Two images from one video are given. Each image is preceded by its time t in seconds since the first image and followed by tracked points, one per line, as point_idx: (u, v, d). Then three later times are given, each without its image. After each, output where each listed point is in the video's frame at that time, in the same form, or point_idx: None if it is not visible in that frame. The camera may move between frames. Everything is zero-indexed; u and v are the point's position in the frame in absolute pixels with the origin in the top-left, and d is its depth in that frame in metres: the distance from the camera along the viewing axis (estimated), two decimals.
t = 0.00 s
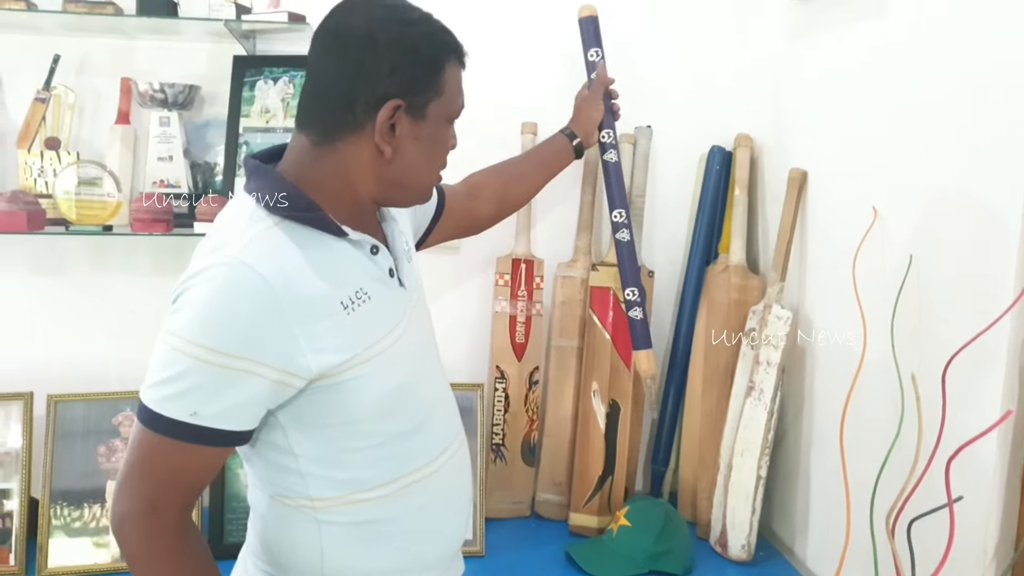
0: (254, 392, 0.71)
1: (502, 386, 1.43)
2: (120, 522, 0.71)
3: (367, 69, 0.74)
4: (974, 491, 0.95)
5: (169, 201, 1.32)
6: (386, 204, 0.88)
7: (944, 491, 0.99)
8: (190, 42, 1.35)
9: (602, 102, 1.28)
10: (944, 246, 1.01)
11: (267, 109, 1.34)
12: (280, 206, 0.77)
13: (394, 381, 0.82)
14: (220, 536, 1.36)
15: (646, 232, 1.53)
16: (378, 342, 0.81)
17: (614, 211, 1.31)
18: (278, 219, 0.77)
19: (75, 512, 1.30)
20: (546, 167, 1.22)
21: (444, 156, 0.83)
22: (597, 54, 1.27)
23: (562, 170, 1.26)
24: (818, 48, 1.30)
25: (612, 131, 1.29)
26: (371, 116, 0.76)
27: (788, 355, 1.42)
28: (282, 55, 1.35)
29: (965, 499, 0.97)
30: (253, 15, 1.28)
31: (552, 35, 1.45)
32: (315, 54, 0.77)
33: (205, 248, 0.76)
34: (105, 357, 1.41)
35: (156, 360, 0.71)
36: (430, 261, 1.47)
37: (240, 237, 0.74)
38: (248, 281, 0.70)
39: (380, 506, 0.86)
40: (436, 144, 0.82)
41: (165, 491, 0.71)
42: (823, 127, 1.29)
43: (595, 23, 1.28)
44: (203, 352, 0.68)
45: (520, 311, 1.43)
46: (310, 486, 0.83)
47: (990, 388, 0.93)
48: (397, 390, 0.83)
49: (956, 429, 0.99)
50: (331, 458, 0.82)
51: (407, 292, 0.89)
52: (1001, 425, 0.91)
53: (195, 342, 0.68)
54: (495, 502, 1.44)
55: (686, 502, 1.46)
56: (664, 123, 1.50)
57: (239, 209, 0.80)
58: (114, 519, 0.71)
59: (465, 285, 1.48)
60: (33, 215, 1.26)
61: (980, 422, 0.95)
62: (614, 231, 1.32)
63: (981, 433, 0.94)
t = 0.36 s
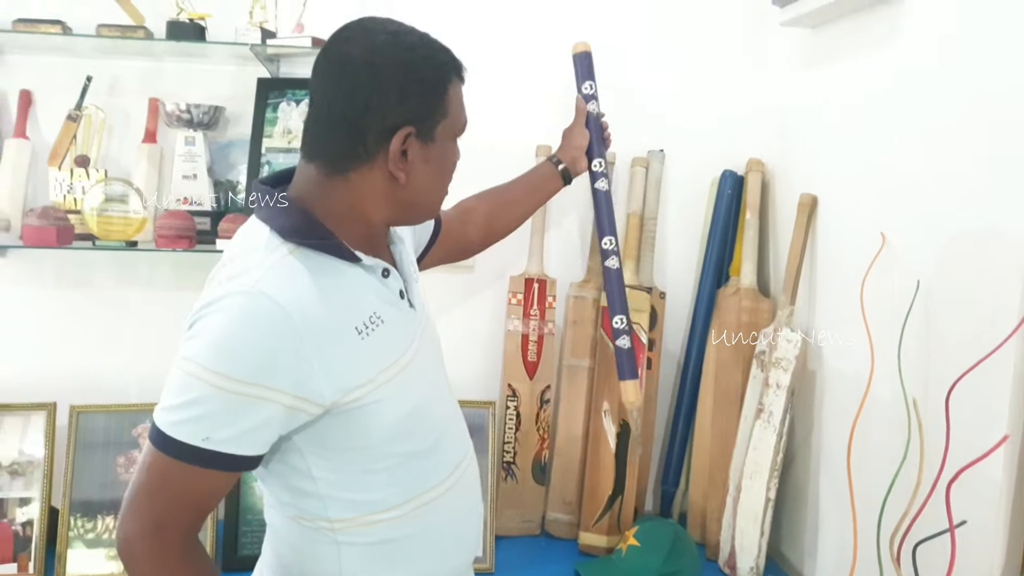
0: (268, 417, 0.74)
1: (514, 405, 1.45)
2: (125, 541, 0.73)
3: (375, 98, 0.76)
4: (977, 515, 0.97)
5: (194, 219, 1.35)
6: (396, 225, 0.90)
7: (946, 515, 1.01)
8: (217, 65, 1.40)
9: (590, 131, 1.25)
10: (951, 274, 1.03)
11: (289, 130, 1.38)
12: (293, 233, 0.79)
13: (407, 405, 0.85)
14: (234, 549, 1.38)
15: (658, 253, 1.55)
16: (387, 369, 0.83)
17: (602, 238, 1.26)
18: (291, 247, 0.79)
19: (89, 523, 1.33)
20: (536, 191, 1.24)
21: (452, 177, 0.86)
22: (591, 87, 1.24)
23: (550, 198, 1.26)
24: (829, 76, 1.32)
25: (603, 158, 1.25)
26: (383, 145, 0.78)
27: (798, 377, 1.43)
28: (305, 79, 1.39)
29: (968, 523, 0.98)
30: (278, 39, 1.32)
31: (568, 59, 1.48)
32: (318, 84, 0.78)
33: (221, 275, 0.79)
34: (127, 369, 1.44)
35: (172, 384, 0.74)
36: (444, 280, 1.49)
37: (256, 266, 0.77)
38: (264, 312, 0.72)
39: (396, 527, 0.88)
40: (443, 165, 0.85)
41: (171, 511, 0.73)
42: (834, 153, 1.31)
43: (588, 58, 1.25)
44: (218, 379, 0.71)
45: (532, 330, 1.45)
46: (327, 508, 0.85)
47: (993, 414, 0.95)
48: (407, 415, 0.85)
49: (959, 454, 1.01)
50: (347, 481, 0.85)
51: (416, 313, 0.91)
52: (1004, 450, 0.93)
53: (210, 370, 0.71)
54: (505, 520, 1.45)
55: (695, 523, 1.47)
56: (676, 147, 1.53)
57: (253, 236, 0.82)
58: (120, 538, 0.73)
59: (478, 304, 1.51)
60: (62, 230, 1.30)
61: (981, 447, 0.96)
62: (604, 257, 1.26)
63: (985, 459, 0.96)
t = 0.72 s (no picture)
0: (276, 442, 0.74)
1: (518, 423, 1.46)
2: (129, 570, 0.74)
3: (375, 121, 0.77)
4: (970, 529, 0.98)
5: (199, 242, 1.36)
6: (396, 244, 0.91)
7: (940, 529, 1.03)
8: (222, 90, 1.42)
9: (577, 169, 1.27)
10: (945, 292, 1.05)
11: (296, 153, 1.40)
12: (298, 260, 0.79)
13: (414, 428, 0.85)
14: (241, 570, 1.39)
15: (659, 273, 1.57)
16: (395, 392, 0.83)
17: (580, 276, 1.30)
18: (296, 273, 0.79)
19: (94, 547, 1.33)
20: (522, 225, 1.26)
21: (451, 192, 0.88)
22: (586, 125, 1.24)
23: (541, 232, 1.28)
24: (824, 98, 1.35)
25: (591, 199, 1.26)
26: (386, 166, 0.80)
27: (798, 394, 1.44)
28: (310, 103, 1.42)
29: (962, 535, 1.00)
30: (284, 64, 1.34)
31: (569, 82, 1.51)
32: (314, 112, 0.78)
33: (226, 301, 0.79)
34: (133, 391, 1.45)
35: (178, 411, 0.74)
36: (448, 300, 1.51)
37: (262, 292, 0.77)
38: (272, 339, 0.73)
39: (403, 547, 0.89)
40: (442, 180, 0.87)
41: (174, 541, 0.73)
42: (830, 173, 1.34)
43: (590, 95, 1.25)
44: (225, 406, 0.71)
45: (536, 349, 1.46)
46: (335, 530, 0.86)
47: (984, 428, 0.97)
48: (415, 437, 0.86)
49: (950, 466, 1.02)
50: (354, 503, 0.85)
51: (419, 335, 0.92)
52: (995, 465, 0.95)
53: (218, 397, 0.71)
54: (510, 538, 1.46)
55: (698, 539, 1.48)
56: (676, 167, 1.56)
57: (257, 261, 0.83)
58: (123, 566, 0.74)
59: (483, 324, 1.52)
60: (69, 254, 1.31)
61: (972, 460, 0.99)
62: (580, 294, 1.30)
63: (977, 472, 0.98)
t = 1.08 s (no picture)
0: (278, 449, 0.74)
1: (518, 432, 1.47)
2: None
3: (382, 129, 0.77)
4: (968, 537, 0.99)
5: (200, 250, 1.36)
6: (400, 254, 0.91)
7: (938, 537, 1.03)
8: (224, 99, 1.42)
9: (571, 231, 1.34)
10: (943, 302, 1.06)
11: (296, 162, 1.41)
12: (304, 269, 0.80)
13: (416, 437, 0.85)
14: None
15: (659, 281, 1.58)
16: (397, 399, 0.83)
17: (572, 336, 1.39)
18: (302, 281, 0.80)
19: (94, 555, 1.34)
20: (510, 271, 1.30)
21: (455, 202, 0.89)
22: (577, 188, 1.35)
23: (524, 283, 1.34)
24: (823, 107, 1.36)
25: (581, 261, 1.35)
26: (391, 174, 0.80)
27: (799, 403, 1.45)
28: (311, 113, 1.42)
29: (962, 544, 1.00)
30: (285, 74, 1.35)
31: (569, 92, 1.51)
32: (322, 119, 0.79)
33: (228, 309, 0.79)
34: (134, 398, 1.45)
35: (179, 418, 0.73)
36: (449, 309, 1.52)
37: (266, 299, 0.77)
38: (277, 345, 0.73)
39: (403, 556, 0.89)
40: (448, 191, 0.87)
41: (177, 549, 0.72)
42: (829, 183, 1.34)
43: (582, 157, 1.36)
44: (229, 411, 0.71)
45: (536, 357, 1.47)
46: (336, 538, 0.85)
47: (981, 436, 0.97)
48: (416, 445, 0.86)
49: (949, 473, 1.03)
50: (355, 510, 0.85)
51: (422, 345, 0.93)
52: (993, 473, 0.95)
53: (222, 402, 0.70)
54: (510, 546, 1.46)
55: (698, 548, 1.49)
56: (676, 176, 1.56)
57: (261, 270, 0.82)
58: None
59: (483, 332, 1.53)
60: (71, 262, 1.30)
61: (970, 467, 0.99)
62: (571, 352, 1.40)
63: (976, 479, 0.98)
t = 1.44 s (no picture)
0: (289, 440, 0.73)
1: (516, 430, 1.48)
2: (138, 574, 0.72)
3: (399, 126, 0.78)
4: (966, 533, 0.99)
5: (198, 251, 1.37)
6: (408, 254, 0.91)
7: (936, 532, 1.04)
8: (220, 99, 1.42)
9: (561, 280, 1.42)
10: (940, 299, 1.06)
11: (292, 163, 1.41)
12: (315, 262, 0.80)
13: (422, 432, 0.85)
14: None
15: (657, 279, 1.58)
16: (406, 393, 0.84)
17: (561, 378, 1.44)
18: (315, 273, 0.80)
19: (94, 557, 1.34)
20: (510, 306, 1.36)
21: (464, 205, 0.89)
22: (567, 237, 1.45)
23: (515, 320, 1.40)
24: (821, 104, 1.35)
25: (569, 306, 1.44)
26: (405, 170, 0.80)
27: (796, 399, 1.45)
28: (307, 113, 1.42)
29: (959, 538, 1.00)
30: (281, 74, 1.34)
31: (566, 91, 1.51)
32: (340, 115, 0.80)
33: (239, 301, 0.79)
34: (131, 400, 1.45)
35: (190, 409, 0.73)
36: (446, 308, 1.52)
37: (277, 291, 0.77)
38: (290, 334, 0.73)
39: (404, 552, 0.89)
40: (458, 193, 0.87)
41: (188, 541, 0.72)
42: (827, 179, 1.34)
43: (569, 210, 1.46)
44: (242, 400, 0.70)
45: (534, 356, 1.47)
46: (339, 533, 0.85)
47: (979, 433, 0.97)
48: (423, 440, 0.85)
49: (947, 468, 1.03)
50: (358, 504, 0.84)
51: (428, 343, 0.93)
52: (990, 469, 0.95)
53: (234, 391, 0.70)
54: (509, 544, 1.47)
55: (697, 545, 1.50)
56: (673, 174, 1.56)
57: (269, 263, 0.82)
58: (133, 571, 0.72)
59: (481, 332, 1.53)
60: (67, 263, 1.30)
61: (968, 462, 0.99)
62: (560, 395, 1.44)
63: (974, 475, 0.98)
